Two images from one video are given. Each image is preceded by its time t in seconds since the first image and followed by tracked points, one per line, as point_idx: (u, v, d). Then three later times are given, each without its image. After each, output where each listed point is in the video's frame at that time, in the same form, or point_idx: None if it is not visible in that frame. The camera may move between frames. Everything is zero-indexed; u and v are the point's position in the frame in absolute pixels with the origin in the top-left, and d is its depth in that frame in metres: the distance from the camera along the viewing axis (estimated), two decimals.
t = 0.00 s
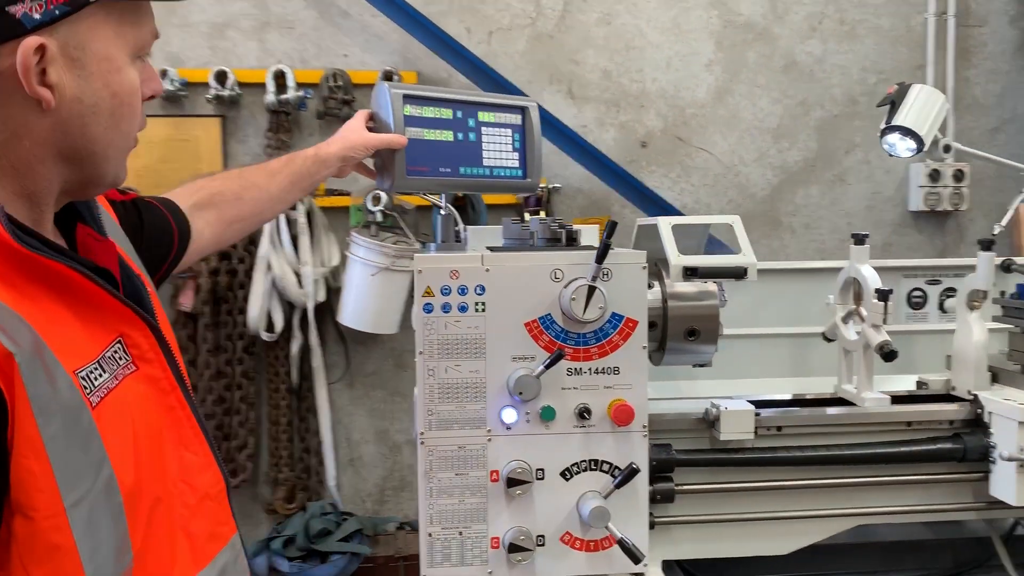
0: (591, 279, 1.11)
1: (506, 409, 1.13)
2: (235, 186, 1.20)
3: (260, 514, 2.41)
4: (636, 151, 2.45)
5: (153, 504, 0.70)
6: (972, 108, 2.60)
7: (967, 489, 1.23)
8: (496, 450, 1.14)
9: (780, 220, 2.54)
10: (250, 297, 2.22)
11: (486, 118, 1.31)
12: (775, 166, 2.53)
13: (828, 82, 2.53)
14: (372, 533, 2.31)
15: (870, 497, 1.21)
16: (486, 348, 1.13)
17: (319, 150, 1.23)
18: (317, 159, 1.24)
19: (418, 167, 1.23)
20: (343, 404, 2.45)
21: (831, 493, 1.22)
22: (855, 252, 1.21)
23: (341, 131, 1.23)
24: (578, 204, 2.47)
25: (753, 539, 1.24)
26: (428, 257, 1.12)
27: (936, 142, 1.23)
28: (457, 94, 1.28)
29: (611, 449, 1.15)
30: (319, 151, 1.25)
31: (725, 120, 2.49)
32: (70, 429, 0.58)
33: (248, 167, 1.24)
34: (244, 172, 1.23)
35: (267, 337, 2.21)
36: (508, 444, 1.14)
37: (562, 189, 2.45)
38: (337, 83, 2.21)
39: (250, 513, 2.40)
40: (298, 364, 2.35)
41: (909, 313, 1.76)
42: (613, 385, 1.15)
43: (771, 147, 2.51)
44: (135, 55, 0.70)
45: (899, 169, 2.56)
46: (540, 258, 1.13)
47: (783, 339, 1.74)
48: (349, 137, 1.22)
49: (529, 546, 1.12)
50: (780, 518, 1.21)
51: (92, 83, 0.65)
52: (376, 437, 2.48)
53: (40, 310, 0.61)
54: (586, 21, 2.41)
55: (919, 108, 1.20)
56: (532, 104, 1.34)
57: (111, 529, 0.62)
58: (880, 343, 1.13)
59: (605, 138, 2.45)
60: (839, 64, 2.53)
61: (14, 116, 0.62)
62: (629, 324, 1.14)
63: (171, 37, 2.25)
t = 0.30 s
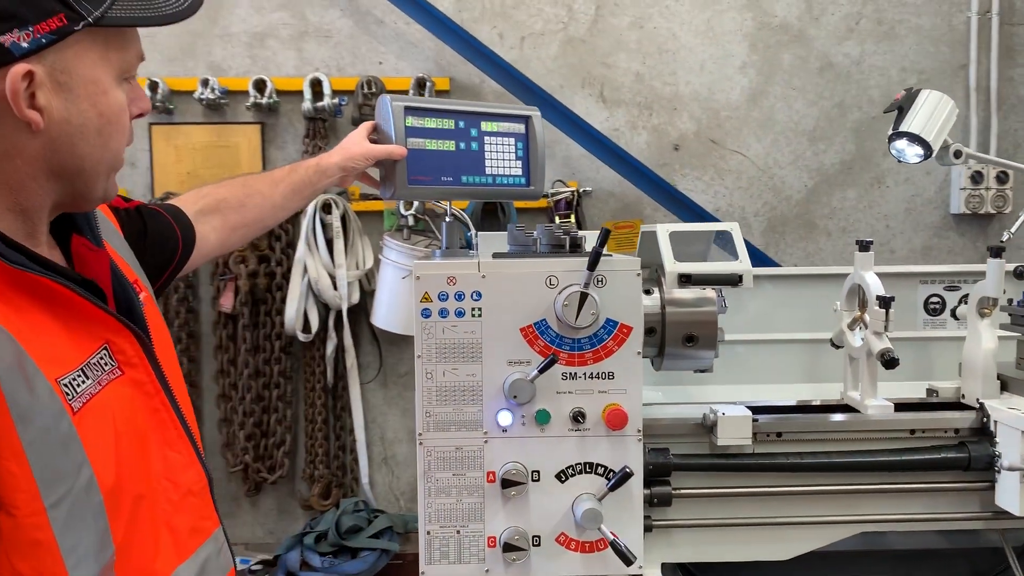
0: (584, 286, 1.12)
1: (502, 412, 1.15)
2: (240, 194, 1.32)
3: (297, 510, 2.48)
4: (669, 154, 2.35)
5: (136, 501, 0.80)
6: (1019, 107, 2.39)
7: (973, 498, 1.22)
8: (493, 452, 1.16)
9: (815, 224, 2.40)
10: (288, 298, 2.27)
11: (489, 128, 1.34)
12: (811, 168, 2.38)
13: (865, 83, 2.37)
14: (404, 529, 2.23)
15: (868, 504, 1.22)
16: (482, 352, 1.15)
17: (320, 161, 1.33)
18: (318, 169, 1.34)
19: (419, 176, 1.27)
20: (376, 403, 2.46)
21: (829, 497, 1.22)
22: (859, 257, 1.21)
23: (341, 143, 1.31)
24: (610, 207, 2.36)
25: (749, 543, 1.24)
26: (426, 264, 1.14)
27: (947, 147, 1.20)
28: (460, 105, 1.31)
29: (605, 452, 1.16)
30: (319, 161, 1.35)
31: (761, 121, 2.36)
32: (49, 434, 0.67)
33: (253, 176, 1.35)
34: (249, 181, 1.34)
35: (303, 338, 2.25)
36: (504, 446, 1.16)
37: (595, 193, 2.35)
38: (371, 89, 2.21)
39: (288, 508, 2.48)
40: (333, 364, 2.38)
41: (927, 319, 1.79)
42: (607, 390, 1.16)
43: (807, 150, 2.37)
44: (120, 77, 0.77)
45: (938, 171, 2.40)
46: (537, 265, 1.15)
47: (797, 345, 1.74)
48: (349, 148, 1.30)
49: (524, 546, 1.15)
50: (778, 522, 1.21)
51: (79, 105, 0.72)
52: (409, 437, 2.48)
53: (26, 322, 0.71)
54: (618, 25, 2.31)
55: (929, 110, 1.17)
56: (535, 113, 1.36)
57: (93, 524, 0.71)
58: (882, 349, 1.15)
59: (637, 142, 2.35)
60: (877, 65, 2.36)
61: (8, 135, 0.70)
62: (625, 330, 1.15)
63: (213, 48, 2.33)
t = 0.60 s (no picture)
0: (589, 290, 1.14)
1: (509, 412, 1.18)
2: (253, 198, 1.38)
3: (322, 505, 2.54)
4: (690, 154, 2.34)
5: (159, 502, 0.85)
6: None
7: (980, 501, 1.25)
8: (500, 451, 1.19)
9: (839, 223, 2.37)
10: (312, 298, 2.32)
11: (499, 133, 1.36)
12: (835, 168, 2.35)
13: (890, 81, 2.33)
14: (423, 525, 2.29)
15: (874, 506, 1.24)
16: (490, 354, 1.18)
17: (331, 168, 1.38)
18: (330, 175, 1.39)
19: (430, 181, 1.30)
20: (400, 400, 2.51)
21: (836, 500, 1.24)
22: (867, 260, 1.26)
23: (352, 150, 1.36)
24: (631, 208, 2.37)
25: (755, 544, 1.25)
26: (436, 266, 1.17)
27: (960, 152, 1.34)
28: (470, 110, 1.33)
29: (611, 453, 1.18)
30: (331, 166, 1.40)
31: (784, 120, 2.34)
32: (81, 439, 0.72)
33: (266, 182, 1.41)
34: (261, 186, 1.40)
35: (328, 335, 2.29)
36: (512, 445, 1.19)
37: (616, 193, 2.36)
38: (395, 91, 2.26)
39: (312, 503, 2.54)
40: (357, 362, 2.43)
41: (941, 322, 1.77)
42: (613, 392, 1.18)
43: (830, 149, 2.34)
44: (146, 100, 0.83)
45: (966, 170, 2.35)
46: (543, 268, 1.17)
47: (809, 347, 1.74)
48: (360, 155, 1.36)
49: (530, 543, 1.17)
50: (785, 524, 1.22)
51: (108, 128, 0.78)
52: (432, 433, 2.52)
53: (59, 332, 0.75)
54: (640, 26, 2.31)
55: (934, 117, 1.32)
56: (545, 118, 1.38)
57: (120, 523, 0.77)
58: (889, 352, 1.22)
59: (658, 142, 2.35)
60: (903, 63, 2.32)
61: (41, 156, 0.75)
62: (630, 332, 1.17)
63: (241, 50, 2.40)
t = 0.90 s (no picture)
0: (592, 285, 1.15)
1: (513, 406, 1.19)
2: (260, 193, 1.39)
3: (327, 499, 2.57)
4: (695, 151, 2.35)
5: (169, 492, 0.88)
6: None
7: (980, 496, 1.26)
8: (504, 445, 1.21)
9: (843, 220, 2.37)
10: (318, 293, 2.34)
11: (504, 130, 1.38)
12: (840, 165, 2.36)
13: (895, 78, 2.33)
14: (428, 519, 2.31)
15: (874, 500, 1.26)
16: (494, 347, 1.19)
17: (337, 164, 1.40)
18: (336, 171, 1.41)
19: (435, 177, 1.31)
20: (405, 396, 2.53)
21: (837, 493, 1.25)
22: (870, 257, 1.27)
23: (358, 147, 1.36)
24: (636, 204, 2.37)
25: (756, 538, 1.27)
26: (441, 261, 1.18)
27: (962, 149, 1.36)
28: (475, 107, 1.35)
29: (614, 446, 1.20)
30: (338, 163, 1.41)
31: (788, 117, 2.34)
32: (92, 430, 0.74)
33: (273, 177, 1.43)
34: (268, 181, 1.42)
35: (334, 330, 2.31)
36: (516, 439, 1.21)
37: (621, 189, 2.37)
38: (401, 88, 2.28)
39: (318, 497, 2.57)
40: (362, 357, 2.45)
41: (943, 318, 1.78)
42: (616, 386, 1.19)
43: (834, 146, 2.34)
44: (150, 94, 0.84)
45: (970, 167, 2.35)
46: (546, 263, 1.18)
47: (811, 343, 1.76)
48: (366, 152, 1.37)
49: (533, 535, 1.19)
50: (785, 518, 1.23)
51: (112, 122, 0.79)
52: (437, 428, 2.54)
53: (70, 324, 0.77)
54: (645, 23, 2.32)
55: (937, 115, 1.32)
56: (549, 115, 1.39)
57: (131, 512, 0.78)
58: (890, 349, 1.23)
59: (663, 139, 2.36)
60: (908, 60, 2.32)
61: (46, 151, 0.76)
62: (633, 327, 1.18)
63: (248, 47, 2.42)
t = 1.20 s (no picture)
0: (592, 282, 1.16)
1: (514, 402, 1.20)
2: (263, 197, 1.40)
3: (326, 497, 2.57)
4: (693, 151, 2.36)
5: (165, 488, 0.88)
6: None
7: (976, 492, 1.28)
8: (505, 441, 1.22)
9: (840, 219, 2.38)
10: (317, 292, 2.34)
11: (503, 129, 1.38)
12: (836, 164, 2.37)
13: (891, 78, 2.34)
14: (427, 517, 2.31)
15: (871, 495, 1.27)
16: (495, 345, 1.20)
17: (342, 172, 1.41)
18: (338, 177, 1.42)
19: (436, 176, 1.32)
20: (404, 394, 2.53)
21: (834, 488, 1.26)
22: (867, 255, 1.28)
23: (360, 152, 1.38)
24: (634, 203, 2.39)
25: (754, 533, 1.28)
26: (442, 259, 1.19)
27: (959, 148, 1.37)
28: (475, 106, 1.35)
29: (613, 442, 1.21)
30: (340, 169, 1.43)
31: (785, 117, 2.36)
32: (84, 426, 0.74)
33: (276, 181, 1.44)
34: (271, 185, 1.43)
35: (333, 330, 2.32)
36: (516, 435, 1.21)
37: (619, 189, 2.38)
38: (399, 87, 2.28)
39: (317, 496, 2.57)
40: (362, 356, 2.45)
41: (939, 316, 1.80)
42: (616, 383, 1.20)
43: (831, 145, 2.35)
44: (140, 88, 0.84)
45: (965, 166, 2.36)
46: (547, 261, 1.19)
47: (809, 341, 1.77)
48: (368, 158, 1.38)
49: (534, 531, 1.20)
50: (782, 513, 1.25)
51: (101, 117, 0.79)
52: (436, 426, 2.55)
53: (62, 321, 0.77)
54: (643, 23, 2.33)
55: (933, 114, 1.34)
56: (549, 115, 1.40)
57: (126, 509, 0.79)
58: (886, 345, 1.24)
59: (661, 138, 2.37)
60: (904, 60, 2.33)
61: (36, 147, 0.76)
62: (632, 325, 1.19)
63: (246, 46, 2.42)
